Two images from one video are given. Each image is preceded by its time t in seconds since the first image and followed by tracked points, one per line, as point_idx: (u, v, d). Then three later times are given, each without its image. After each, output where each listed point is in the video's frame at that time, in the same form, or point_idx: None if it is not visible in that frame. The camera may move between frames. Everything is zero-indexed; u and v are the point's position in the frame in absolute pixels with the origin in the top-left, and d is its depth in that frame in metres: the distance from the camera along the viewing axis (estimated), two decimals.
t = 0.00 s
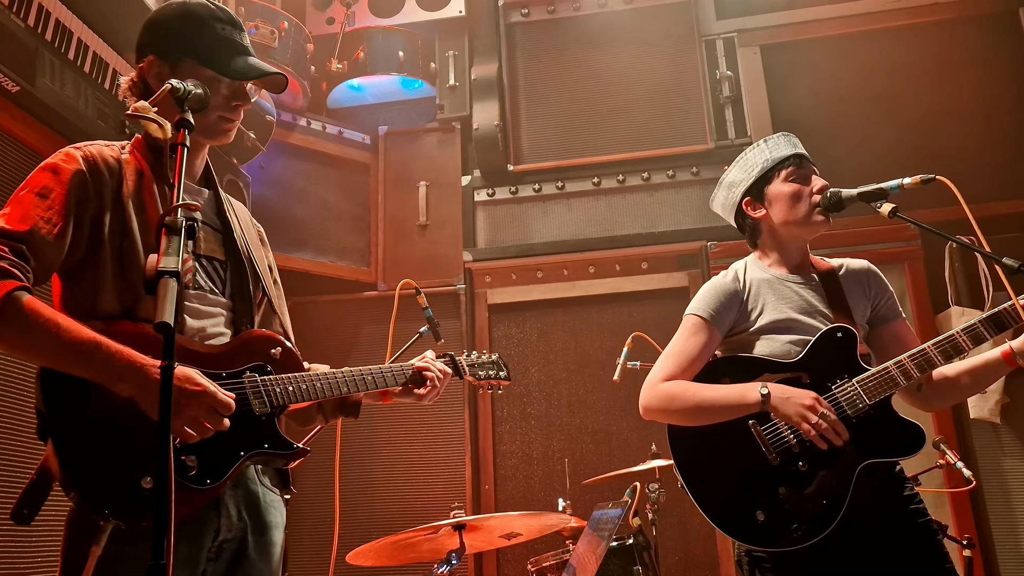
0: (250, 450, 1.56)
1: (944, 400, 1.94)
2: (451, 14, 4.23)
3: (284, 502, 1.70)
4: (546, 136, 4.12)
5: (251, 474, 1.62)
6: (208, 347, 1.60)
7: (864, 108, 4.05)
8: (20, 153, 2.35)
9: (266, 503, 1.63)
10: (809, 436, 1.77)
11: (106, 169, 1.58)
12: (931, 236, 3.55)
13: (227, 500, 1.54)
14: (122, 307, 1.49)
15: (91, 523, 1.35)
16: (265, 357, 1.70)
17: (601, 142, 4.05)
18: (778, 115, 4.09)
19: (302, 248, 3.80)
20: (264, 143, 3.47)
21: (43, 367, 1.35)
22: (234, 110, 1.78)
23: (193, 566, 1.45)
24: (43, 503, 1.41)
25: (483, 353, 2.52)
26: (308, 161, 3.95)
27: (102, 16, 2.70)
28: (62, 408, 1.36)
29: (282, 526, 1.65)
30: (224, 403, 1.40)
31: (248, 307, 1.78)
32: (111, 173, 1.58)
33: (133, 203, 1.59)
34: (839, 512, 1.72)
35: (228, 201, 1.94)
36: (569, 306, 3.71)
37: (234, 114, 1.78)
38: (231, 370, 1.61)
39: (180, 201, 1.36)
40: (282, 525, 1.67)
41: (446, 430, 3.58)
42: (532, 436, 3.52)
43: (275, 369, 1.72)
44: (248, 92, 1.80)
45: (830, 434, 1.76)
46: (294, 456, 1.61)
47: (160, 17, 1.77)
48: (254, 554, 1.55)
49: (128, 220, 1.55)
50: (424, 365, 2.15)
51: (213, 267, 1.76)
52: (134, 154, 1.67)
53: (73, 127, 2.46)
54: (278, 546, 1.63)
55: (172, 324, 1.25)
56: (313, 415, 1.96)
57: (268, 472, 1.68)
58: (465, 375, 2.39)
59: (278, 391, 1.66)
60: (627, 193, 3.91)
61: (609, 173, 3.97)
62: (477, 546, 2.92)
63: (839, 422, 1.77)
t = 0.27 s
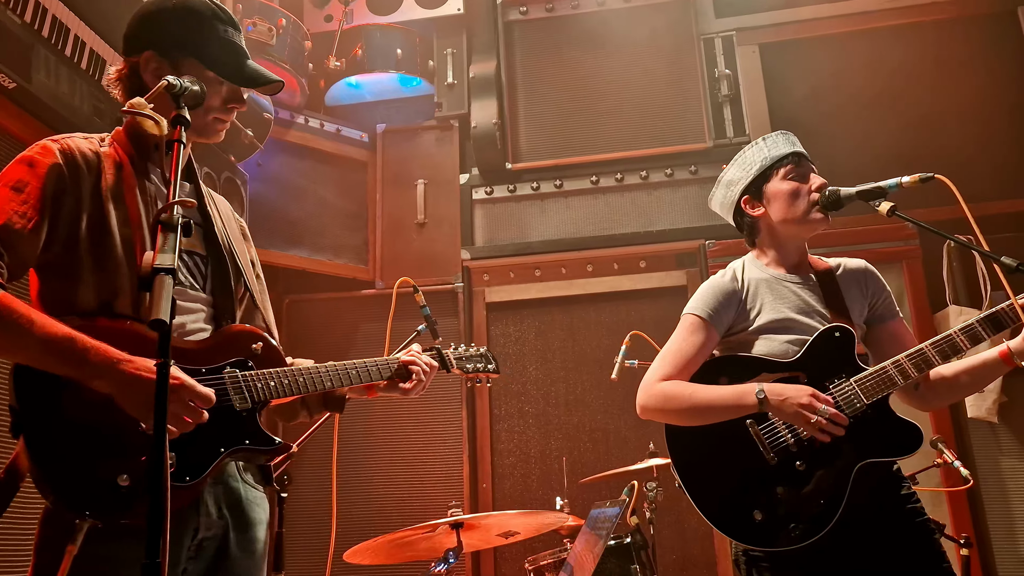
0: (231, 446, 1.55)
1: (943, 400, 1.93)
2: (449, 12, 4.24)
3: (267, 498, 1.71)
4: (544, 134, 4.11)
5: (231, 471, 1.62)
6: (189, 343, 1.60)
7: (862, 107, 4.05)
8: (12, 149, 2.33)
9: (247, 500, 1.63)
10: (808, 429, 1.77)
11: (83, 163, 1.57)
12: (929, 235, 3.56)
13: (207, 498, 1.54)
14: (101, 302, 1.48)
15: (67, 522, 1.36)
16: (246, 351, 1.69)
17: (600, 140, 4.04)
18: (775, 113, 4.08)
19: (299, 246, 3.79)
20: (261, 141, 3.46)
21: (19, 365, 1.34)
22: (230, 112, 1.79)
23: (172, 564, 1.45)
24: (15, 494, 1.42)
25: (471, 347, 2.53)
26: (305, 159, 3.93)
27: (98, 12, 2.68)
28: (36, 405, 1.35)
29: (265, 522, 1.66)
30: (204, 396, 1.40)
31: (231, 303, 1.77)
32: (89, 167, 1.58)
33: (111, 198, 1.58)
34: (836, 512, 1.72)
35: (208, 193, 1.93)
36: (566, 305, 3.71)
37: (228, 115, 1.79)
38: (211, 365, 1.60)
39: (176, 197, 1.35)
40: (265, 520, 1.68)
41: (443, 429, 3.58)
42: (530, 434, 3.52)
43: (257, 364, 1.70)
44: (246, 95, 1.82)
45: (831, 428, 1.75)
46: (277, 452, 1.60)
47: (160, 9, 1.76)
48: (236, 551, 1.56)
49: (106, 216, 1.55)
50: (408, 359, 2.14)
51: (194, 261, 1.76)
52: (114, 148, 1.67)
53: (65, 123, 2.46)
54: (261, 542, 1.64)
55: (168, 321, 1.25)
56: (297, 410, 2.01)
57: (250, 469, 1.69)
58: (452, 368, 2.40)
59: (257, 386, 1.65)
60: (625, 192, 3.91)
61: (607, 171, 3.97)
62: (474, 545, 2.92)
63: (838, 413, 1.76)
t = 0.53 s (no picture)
0: (207, 446, 1.54)
1: (940, 399, 1.92)
2: (447, 10, 4.24)
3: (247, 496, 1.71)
4: (542, 132, 4.11)
5: (209, 471, 1.61)
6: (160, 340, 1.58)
7: (859, 106, 4.05)
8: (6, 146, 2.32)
9: (226, 499, 1.63)
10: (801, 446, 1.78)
11: (59, 159, 1.58)
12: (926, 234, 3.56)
13: (184, 498, 1.53)
14: (77, 299, 1.48)
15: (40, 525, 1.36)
16: (222, 350, 1.68)
17: (599, 139, 4.04)
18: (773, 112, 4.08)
19: (296, 244, 3.78)
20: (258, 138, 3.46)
21: None
22: (210, 109, 1.71)
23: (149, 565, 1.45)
24: None
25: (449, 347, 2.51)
26: (302, 156, 3.92)
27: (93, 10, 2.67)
28: (10, 403, 1.35)
29: (244, 521, 1.66)
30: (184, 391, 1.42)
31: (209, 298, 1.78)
32: (64, 164, 1.58)
33: (89, 196, 1.58)
34: (833, 512, 1.71)
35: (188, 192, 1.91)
36: (564, 304, 3.70)
37: (209, 114, 1.71)
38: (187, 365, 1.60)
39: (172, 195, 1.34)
40: (244, 518, 1.68)
41: (440, 427, 3.58)
42: (527, 433, 3.52)
43: (234, 363, 1.70)
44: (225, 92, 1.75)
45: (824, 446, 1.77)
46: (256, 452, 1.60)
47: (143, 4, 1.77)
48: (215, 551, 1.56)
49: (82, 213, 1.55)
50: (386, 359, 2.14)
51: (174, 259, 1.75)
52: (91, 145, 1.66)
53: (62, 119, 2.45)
54: (240, 540, 1.64)
55: (164, 319, 1.24)
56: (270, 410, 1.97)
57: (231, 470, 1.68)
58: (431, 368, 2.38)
59: (234, 385, 1.64)
60: (623, 190, 3.91)
61: (605, 170, 3.96)
62: (472, 544, 2.91)
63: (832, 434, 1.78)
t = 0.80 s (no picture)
0: (192, 446, 1.55)
1: (938, 398, 1.93)
2: (445, 8, 4.22)
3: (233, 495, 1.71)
4: (540, 131, 4.10)
5: (194, 471, 1.61)
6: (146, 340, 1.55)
7: (856, 105, 4.05)
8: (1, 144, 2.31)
9: (212, 498, 1.63)
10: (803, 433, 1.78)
11: (47, 157, 1.57)
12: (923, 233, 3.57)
13: (170, 497, 1.54)
14: (61, 298, 1.48)
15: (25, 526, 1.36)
16: (207, 351, 1.68)
17: (598, 137, 4.04)
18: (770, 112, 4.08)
19: (294, 242, 3.78)
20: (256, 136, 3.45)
21: None
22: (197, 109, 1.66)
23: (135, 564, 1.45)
24: None
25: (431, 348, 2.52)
26: (300, 155, 3.92)
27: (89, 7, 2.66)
28: None
29: (231, 520, 1.66)
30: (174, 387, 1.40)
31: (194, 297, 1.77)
32: (52, 162, 1.57)
33: (76, 194, 1.58)
34: (831, 511, 1.72)
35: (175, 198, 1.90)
36: (562, 303, 3.70)
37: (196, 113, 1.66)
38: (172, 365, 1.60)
39: (172, 192, 1.35)
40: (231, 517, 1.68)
41: (438, 426, 3.58)
42: (525, 432, 3.52)
43: (220, 364, 1.70)
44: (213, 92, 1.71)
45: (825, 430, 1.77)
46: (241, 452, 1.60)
47: (135, 0, 1.77)
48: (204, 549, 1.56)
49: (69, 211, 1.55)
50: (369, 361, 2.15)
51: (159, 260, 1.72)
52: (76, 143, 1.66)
53: (60, 116, 2.45)
54: (228, 539, 1.64)
55: (163, 318, 1.24)
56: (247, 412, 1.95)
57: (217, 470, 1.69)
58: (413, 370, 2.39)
59: (220, 386, 1.64)
60: (621, 189, 3.91)
61: (604, 168, 3.96)
62: (470, 542, 2.92)
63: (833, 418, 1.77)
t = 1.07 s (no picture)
0: (192, 445, 1.55)
1: (933, 397, 1.94)
2: (443, 6, 4.21)
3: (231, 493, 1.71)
4: (538, 130, 4.10)
5: (190, 469, 1.61)
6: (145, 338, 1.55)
7: (854, 105, 4.06)
8: None
9: (209, 496, 1.63)
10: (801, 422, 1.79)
11: (47, 153, 1.56)
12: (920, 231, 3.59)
13: (167, 494, 1.53)
14: (59, 296, 1.48)
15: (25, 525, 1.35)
16: (208, 348, 1.68)
17: (595, 136, 4.04)
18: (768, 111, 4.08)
19: (292, 241, 3.77)
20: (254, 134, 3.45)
21: None
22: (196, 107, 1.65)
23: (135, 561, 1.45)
24: None
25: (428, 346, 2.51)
26: (298, 153, 3.92)
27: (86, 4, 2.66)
28: None
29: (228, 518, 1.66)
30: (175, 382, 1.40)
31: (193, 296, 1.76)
32: (52, 159, 1.56)
33: (77, 192, 1.58)
34: (828, 510, 1.72)
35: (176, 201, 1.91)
36: (560, 302, 3.70)
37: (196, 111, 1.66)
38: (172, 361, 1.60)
39: (169, 190, 1.34)
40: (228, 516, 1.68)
41: (436, 425, 3.58)
42: (523, 430, 3.52)
43: (220, 361, 1.70)
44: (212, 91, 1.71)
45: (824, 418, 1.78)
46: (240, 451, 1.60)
47: None
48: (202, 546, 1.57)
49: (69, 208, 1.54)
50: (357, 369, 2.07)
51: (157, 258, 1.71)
52: (75, 138, 1.65)
53: (58, 114, 2.44)
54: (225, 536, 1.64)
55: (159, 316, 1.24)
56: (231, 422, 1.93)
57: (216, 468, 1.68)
58: (411, 366, 2.38)
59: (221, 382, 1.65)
60: (619, 188, 3.91)
61: (602, 167, 3.97)
62: (467, 541, 2.92)
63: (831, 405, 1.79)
